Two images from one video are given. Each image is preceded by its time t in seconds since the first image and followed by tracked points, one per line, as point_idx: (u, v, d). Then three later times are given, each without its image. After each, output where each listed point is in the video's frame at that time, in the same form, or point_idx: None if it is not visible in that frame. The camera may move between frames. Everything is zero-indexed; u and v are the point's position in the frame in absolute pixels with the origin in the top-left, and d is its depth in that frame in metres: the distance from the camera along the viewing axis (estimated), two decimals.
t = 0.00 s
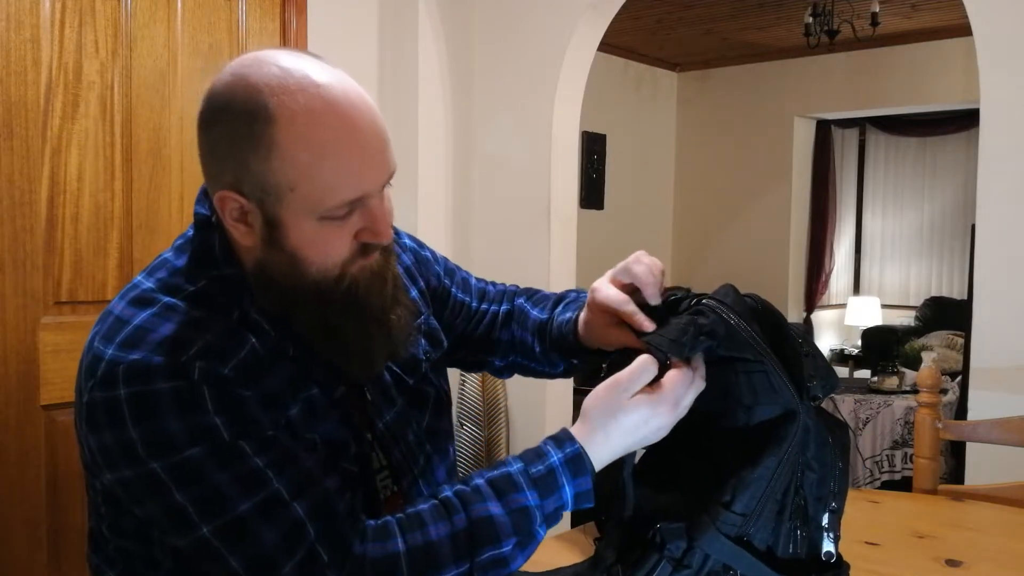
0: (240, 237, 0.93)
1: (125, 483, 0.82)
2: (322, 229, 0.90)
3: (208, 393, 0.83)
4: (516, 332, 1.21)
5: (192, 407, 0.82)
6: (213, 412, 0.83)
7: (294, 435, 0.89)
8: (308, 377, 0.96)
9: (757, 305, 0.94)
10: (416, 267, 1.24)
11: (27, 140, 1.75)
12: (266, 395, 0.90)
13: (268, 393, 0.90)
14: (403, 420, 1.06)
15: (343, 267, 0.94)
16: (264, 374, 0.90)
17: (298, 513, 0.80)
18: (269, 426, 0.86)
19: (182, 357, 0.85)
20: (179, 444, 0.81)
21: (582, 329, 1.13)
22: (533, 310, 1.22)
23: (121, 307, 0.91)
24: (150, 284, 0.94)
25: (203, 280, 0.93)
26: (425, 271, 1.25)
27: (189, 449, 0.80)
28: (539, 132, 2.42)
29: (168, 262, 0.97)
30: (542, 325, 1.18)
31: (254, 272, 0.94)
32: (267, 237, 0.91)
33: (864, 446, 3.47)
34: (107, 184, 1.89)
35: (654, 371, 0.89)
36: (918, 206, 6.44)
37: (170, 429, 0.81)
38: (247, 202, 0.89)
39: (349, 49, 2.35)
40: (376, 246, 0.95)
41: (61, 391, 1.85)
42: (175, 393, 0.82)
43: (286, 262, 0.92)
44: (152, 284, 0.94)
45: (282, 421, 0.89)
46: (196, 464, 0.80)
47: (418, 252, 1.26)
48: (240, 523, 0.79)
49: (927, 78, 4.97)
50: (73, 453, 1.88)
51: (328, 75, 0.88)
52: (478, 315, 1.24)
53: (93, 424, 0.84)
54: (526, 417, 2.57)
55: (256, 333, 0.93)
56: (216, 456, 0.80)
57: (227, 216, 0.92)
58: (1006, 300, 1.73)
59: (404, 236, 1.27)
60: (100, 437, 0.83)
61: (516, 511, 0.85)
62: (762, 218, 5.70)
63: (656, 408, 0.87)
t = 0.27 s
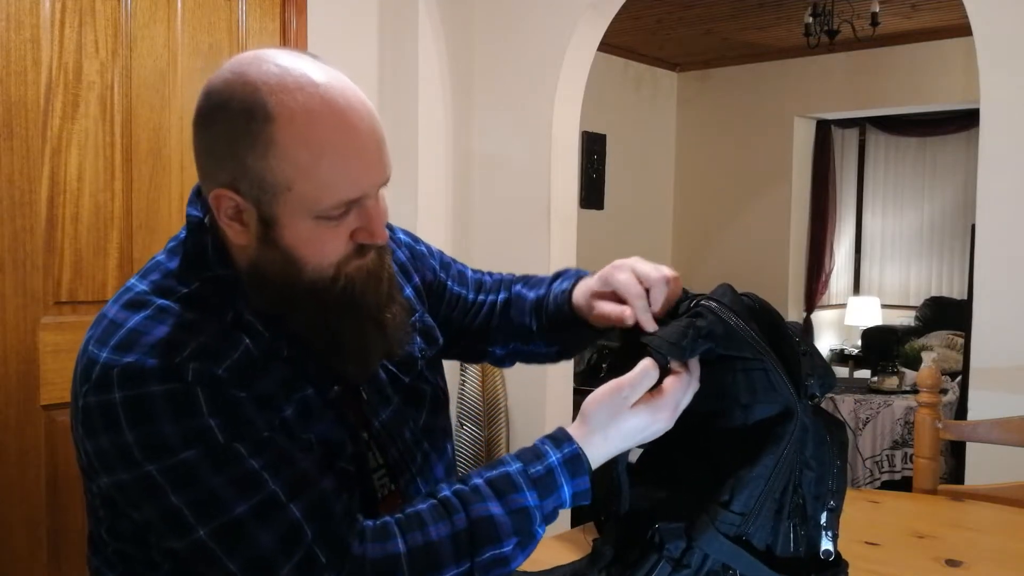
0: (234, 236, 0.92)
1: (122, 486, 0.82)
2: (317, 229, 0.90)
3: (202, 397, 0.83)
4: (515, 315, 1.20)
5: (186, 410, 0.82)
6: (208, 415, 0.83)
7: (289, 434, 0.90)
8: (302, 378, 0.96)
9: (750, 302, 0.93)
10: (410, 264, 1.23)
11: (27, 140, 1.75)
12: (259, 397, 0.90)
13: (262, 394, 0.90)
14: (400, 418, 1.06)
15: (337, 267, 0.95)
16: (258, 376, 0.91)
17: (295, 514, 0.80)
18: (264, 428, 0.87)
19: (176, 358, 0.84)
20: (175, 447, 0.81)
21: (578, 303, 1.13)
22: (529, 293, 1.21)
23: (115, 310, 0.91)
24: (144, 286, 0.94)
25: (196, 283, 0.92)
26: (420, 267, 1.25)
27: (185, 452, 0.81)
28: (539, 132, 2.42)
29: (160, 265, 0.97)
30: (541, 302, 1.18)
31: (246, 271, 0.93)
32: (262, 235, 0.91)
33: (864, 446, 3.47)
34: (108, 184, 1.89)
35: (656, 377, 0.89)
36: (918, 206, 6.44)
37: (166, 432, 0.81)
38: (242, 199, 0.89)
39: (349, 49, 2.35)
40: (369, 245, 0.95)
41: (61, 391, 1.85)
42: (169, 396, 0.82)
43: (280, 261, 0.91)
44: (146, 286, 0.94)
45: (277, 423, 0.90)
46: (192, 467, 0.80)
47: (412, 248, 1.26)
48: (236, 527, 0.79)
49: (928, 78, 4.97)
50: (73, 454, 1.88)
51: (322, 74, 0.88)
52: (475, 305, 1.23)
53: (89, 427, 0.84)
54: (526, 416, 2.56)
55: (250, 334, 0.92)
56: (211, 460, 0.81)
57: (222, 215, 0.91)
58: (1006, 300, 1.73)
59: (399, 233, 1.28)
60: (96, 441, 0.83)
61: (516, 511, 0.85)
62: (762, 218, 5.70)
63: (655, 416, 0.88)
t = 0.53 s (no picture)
0: (206, 215, 0.91)
1: (115, 490, 0.83)
2: (280, 211, 0.87)
3: (191, 402, 0.83)
4: (515, 297, 1.19)
5: (176, 416, 0.82)
6: (198, 419, 0.82)
7: (281, 437, 0.88)
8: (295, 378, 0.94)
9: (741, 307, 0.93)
10: (405, 258, 1.23)
11: (27, 140, 1.74)
12: (250, 398, 0.88)
13: (255, 396, 0.88)
14: (396, 416, 1.06)
15: (303, 259, 0.91)
16: (247, 379, 0.89)
17: (290, 515, 0.80)
18: (256, 431, 0.85)
19: (165, 364, 0.85)
20: (165, 453, 0.81)
21: (576, 288, 1.13)
22: (530, 275, 1.20)
23: (106, 315, 0.92)
24: (133, 290, 0.94)
25: (185, 285, 0.92)
26: (414, 259, 1.24)
27: (175, 457, 0.80)
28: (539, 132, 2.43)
29: (150, 268, 0.97)
30: (542, 285, 1.18)
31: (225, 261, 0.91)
32: (227, 213, 0.89)
33: (864, 446, 3.47)
34: (108, 184, 1.89)
35: (657, 387, 0.87)
36: (918, 206, 6.44)
37: (156, 437, 0.81)
38: (211, 175, 0.88)
39: (348, 48, 2.35)
40: (340, 239, 0.91)
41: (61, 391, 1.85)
42: (158, 401, 0.82)
43: (241, 242, 0.89)
44: (136, 289, 0.94)
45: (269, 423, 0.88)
46: (183, 472, 0.80)
47: (406, 240, 1.26)
48: (231, 532, 0.79)
49: (928, 78, 4.97)
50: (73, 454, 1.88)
51: (308, 66, 0.88)
52: (474, 292, 1.23)
53: (81, 433, 0.85)
54: (526, 417, 2.55)
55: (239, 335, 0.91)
56: (203, 464, 0.81)
57: (197, 193, 0.91)
58: (1005, 300, 1.73)
59: (391, 225, 1.27)
60: (88, 446, 0.84)
61: (514, 509, 0.86)
62: (761, 218, 5.70)
63: (654, 423, 0.87)
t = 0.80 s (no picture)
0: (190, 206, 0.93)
1: (112, 492, 0.83)
2: (244, 190, 0.87)
3: (188, 402, 0.83)
4: (517, 292, 1.19)
5: (174, 417, 0.82)
6: (196, 421, 0.82)
7: (280, 437, 0.88)
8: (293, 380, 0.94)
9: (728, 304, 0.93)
10: (407, 258, 1.23)
11: (27, 140, 1.74)
12: (248, 400, 0.88)
13: (253, 397, 0.89)
14: (395, 418, 1.06)
15: (272, 243, 0.89)
16: (245, 380, 0.89)
17: (287, 516, 0.80)
18: (254, 432, 0.85)
19: (162, 366, 0.85)
20: (162, 455, 0.81)
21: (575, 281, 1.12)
22: (532, 268, 1.20)
23: (102, 315, 0.92)
24: (129, 290, 0.94)
25: (183, 286, 0.92)
26: (416, 259, 1.24)
27: (173, 459, 0.80)
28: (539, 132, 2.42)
29: (147, 268, 0.97)
30: (542, 277, 1.17)
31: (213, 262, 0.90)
32: (202, 201, 0.90)
33: (864, 446, 3.47)
34: (108, 184, 1.89)
35: (656, 385, 0.87)
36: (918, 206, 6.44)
37: (153, 439, 0.81)
38: (188, 168, 0.90)
39: (348, 49, 2.35)
40: (307, 221, 0.89)
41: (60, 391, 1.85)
42: (156, 403, 0.82)
43: (214, 230, 0.90)
44: (133, 289, 0.94)
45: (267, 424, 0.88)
46: (181, 474, 0.80)
47: (408, 240, 1.26)
48: (230, 533, 0.79)
49: (928, 78, 4.96)
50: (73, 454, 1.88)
51: (278, 52, 0.89)
52: (478, 289, 1.23)
53: (78, 434, 0.85)
54: (525, 416, 2.56)
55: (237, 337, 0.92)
56: (202, 466, 0.81)
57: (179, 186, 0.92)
58: (1005, 300, 1.73)
59: (394, 226, 1.27)
60: (85, 447, 0.84)
61: (514, 510, 0.86)
62: (761, 218, 5.70)
63: (654, 419, 0.87)
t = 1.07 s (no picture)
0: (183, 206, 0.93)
1: (111, 493, 0.83)
2: (234, 187, 0.87)
3: (188, 402, 0.83)
4: (517, 297, 1.19)
5: (174, 418, 0.82)
6: (196, 422, 0.82)
7: (279, 437, 0.88)
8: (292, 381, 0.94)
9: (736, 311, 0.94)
10: (408, 261, 1.23)
11: (27, 141, 1.74)
12: (247, 401, 0.88)
13: (252, 398, 0.89)
14: (394, 420, 1.06)
15: (264, 242, 0.88)
16: (243, 381, 0.89)
17: (289, 516, 0.80)
18: (253, 432, 0.85)
19: (161, 367, 0.85)
20: (163, 456, 0.81)
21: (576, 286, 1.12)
22: (533, 273, 1.20)
23: (100, 317, 0.91)
24: (126, 291, 0.94)
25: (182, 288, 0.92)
26: (417, 262, 1.24)
27: (174, 460, 0.80)
28: (539, 132, 2.42)
29: (145, 269, 0.97)
30: (544, 282, 1.18)
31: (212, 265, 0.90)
32: (194, 200, 0.90)
33: (864, 446, 3.47)
34: (108, 184, 1.89)
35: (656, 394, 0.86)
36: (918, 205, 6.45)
37: (153, 440, 0.81)
38: (179, 169, 0.90)
39: (348, 49, 2.35)
40: (298, 220, 0.89)
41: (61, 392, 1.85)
42: (155, 404, 0.82)
43: (207, 230, 0.90)
44: (130, 290, 0.94)
45: (266, 424, 0.88)
46: (181, 475, 0.80)
47: (409, 243, 1.26)
48: (230, 534, 0.79)
49: (928, 78, 4.96)
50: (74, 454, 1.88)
51: (274, 54, 0.89)
52: (477, 293, 1.23)
53: (76, 435, 0.85)
54: (526, 417, 2.55)
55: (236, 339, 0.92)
56: (203, 466, 0.80)
57: (172, 187, 0.92)
58: (1005, 300, 1.73)
59: (395, 228, 1.28)
60: (83, 448, 0.84)
61: (518, 511, 0.86)
62: (761, 218, 5.70)
63: (653, 427, 0.87)
